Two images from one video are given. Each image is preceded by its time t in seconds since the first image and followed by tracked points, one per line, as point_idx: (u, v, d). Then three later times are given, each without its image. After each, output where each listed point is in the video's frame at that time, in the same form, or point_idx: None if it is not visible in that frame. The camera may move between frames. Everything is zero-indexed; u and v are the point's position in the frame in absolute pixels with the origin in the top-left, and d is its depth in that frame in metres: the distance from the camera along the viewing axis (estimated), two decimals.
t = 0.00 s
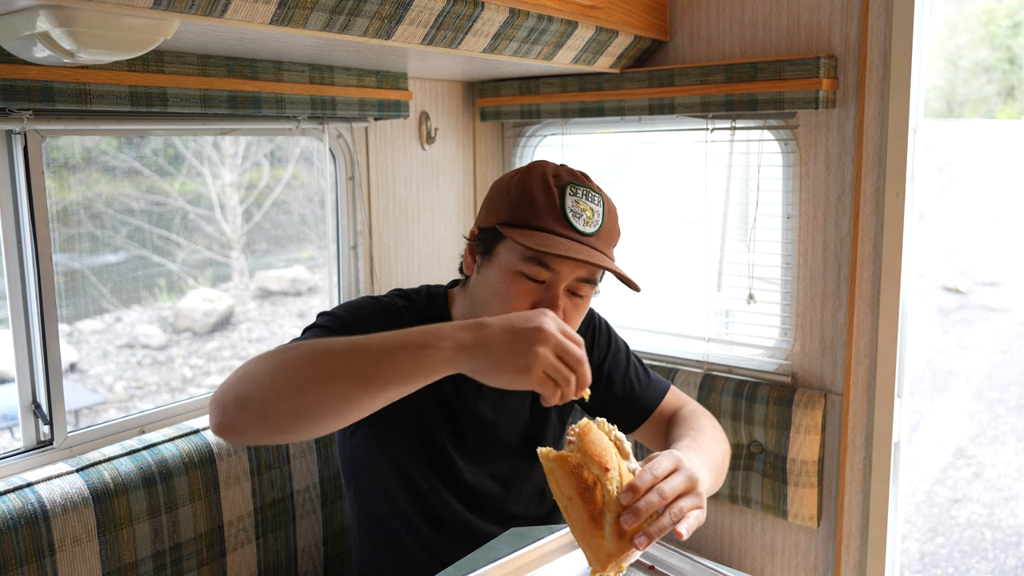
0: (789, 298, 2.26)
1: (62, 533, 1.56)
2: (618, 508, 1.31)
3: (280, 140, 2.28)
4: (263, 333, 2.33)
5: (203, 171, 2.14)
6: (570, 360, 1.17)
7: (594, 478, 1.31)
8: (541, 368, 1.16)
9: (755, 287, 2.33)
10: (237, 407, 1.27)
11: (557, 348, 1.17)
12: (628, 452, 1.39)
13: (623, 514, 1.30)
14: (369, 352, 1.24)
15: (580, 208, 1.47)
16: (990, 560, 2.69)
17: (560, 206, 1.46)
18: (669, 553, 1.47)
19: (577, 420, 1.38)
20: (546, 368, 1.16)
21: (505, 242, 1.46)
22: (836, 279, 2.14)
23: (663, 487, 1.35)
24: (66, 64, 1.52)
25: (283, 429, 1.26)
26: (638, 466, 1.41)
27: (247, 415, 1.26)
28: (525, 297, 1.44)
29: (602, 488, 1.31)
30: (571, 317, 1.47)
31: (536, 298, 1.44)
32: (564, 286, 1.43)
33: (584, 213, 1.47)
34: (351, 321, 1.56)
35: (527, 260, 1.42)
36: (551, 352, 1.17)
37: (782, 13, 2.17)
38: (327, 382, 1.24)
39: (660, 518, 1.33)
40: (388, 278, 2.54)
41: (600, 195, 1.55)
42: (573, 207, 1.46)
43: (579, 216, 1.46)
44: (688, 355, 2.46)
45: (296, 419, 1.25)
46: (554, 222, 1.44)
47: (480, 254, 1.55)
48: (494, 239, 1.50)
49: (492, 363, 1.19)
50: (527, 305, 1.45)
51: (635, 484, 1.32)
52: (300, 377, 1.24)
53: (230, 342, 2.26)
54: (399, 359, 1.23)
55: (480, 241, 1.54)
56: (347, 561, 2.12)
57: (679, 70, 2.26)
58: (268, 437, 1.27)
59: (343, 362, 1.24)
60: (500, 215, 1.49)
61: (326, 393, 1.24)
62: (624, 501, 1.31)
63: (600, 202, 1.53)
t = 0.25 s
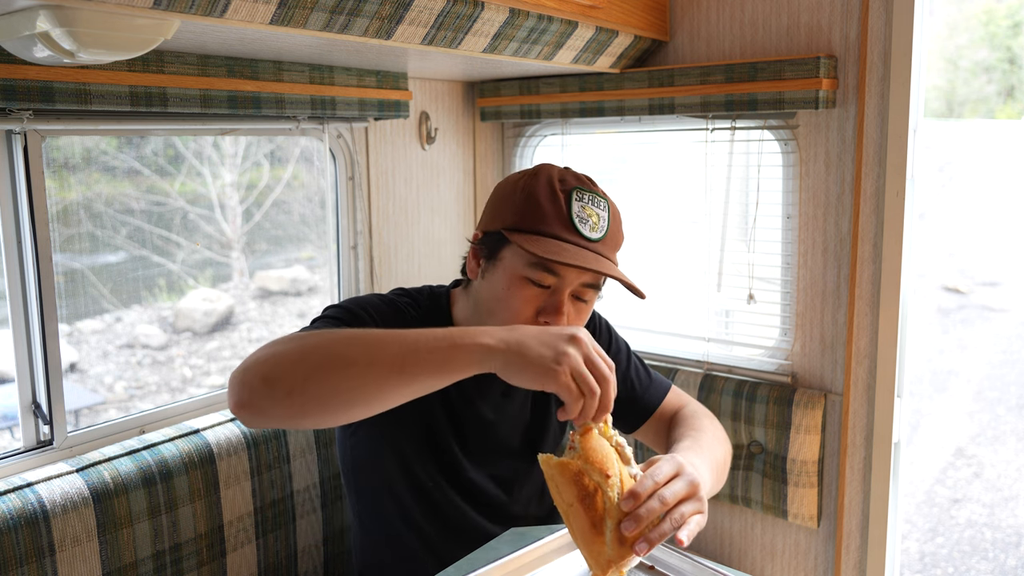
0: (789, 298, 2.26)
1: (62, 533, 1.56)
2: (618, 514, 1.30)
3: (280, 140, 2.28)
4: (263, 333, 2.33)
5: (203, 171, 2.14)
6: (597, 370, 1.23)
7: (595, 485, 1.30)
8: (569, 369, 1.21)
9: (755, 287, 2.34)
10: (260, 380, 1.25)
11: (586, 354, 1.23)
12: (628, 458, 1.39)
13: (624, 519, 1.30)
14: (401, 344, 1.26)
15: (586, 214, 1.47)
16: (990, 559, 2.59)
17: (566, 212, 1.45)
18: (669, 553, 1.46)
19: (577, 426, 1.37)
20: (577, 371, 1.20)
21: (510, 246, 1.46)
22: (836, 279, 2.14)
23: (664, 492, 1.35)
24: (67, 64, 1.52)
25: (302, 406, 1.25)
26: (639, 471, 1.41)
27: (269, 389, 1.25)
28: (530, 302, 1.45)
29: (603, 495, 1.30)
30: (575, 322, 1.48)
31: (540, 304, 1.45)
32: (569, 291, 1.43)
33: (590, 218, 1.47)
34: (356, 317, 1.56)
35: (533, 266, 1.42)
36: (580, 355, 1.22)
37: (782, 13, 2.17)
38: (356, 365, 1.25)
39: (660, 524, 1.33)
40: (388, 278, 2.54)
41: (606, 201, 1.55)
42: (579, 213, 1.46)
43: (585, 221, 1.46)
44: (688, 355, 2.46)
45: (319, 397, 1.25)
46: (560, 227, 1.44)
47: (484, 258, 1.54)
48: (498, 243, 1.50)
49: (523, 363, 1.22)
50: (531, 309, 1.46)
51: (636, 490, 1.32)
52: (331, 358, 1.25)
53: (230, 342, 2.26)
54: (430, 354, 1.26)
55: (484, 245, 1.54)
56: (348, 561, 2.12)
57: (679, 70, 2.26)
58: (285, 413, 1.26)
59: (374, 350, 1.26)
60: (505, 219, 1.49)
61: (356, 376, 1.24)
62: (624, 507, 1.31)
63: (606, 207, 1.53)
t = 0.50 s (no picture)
0: (789, 298, 2.26)
1: (62, 533, 1.56)
2: (620, 519, 1.30)
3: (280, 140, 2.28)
4: (263, 333, 2.33)
5: (203, 171, 2.14)
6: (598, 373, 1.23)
7: (596, 489, 1.30)
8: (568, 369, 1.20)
9: (755, 287, 2.34)
10: (261, 377, 1.26)
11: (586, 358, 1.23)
12: (631, 460, 1.39)
13: (625, 523, 1.30)
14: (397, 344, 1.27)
15: (591, 221, 1.47)
16: (990, 559, 2.52)
17: (570, 219, 1.46)
18: (668, 553, 1.46)
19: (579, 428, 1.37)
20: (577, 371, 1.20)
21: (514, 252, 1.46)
22: (836, 279, 2.14)
23: (666, 496, 1.35)
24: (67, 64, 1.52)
25: (302, 402, 1.25)
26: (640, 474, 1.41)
27: (269, 385, 1.25)
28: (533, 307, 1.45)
29: (605, 499, 1.30)
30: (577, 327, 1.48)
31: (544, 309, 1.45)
32: (572, 297, 1.43)
33: (595, 225, 1.47)
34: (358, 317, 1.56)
35: (538, 272, 1.42)
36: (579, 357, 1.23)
37: (782, 14, 2.17)
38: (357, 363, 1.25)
39: (662, 528, 1.33)
40: (388, 278, 2.54)
41: (610, 206, 1.55)
42: (585, 220, 1.47)
43: (590, 228, 1.46)
44: (688, 355, 2.46)
45: (319, 393, 1.25)
46: (565, 234, 1.44)
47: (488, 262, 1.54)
48: (502, 247, 1.50)
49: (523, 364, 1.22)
50: (534, 315, 1.46)
51: (637, 494, 1.32)
52: (332, 355, 1.26)
53: (230, 342, 2.26)
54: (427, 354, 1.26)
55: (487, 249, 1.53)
56: (348, 561, 2.12)
57: (679, 70, 2.26)
58: (285, 409, 1.26)
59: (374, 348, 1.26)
60: (510, 223, 1.48)
61: (358, 374, 1.25)
62: (626, 511, 1.30)
63: (610, 213, 1.53)
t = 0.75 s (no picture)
0: (789, 298, 2.26)
1: (62, 534, 1.56)
2: (621, 520, 1.30)
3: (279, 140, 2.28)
4: (263, 333, 2.33)
5: (203, 171, 2.14)
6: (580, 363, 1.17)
7: (597, 490, 1.30)
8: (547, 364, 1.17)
9: (755, 287, 2.34)
10: (246, 390, 1.27)
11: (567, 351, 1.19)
12: (632, 461, 1.38)
13: (627, 524, 1.30)
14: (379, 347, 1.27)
15: (586, 220, 1.47)
16: (990, 559, 2.53)
17: (565, 219, 1.45)
18: (668, 553, 1.46)
19: (579, 430, 1.36)
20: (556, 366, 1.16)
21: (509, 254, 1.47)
22: (836, 279, 2.14)
23: (667, 497, 1.35)
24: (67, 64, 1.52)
25: (289, 412, 1.26)
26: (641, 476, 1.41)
27: (255, 398, 1.26)
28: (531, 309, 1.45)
29: (606, 500, 1.30)
30: (577, 327, 1.48)
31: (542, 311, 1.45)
32: (570, 297, 1.43)
33: (590, 225, 1.47)
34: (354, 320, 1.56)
35: (534, 274, 1.42)
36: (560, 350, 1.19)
37: (782, 13, 2.17)
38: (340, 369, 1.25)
39: (663, 529, 1.33)
40: (388, 278, 2.54)
41: (607, 204, 1.54)
42: (580, 220, 1.46)
43: (586, 228, 1.46)
44: (688, 355, 2.46)
45: (305, 402, 1.25)
46: (560, 235, 1.44)
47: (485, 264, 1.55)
48: (498, 250, 1.50)
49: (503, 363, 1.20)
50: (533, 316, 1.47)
51: (638, 495, 1.32)
52: (316, 361, 1.26)
53: (230, 342, 2.26)
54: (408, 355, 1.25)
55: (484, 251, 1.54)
56: (348, 561, 2.12)
57: (679, 70, 2.26)
58: (272, 420, 1.27)
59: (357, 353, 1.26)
60: (506, 226, 1.49)
61: (341, 380, 1.25)
62: (628, 512, 1.31)
63: (607, 211, 1.52)
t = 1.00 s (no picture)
0: (789, 298, 2.26)
1: (62, 533, 1.56)
2: (627, 518, 1.30)
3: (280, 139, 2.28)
4: (263, 333, 2.33)
5: (203, 171, 2.14)
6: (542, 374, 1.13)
7: (603, 488, 1.30)
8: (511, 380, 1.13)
9: (755, 287, 2.34)
10: (224, 427, 1.26)
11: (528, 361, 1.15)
12: (635, 459, 1.39)
13: (633, 522, 1.30)
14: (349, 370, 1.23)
15: (574, 212, 1.48)
16: (990, 559, 2.51)
17: (553, 213, 1.46)
18: (668, 553, 1.46)
19: (584, 428, 1.36)
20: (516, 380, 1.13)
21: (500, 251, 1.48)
22: (836, 279, 2.14)
23: (672, 495, 1.35)
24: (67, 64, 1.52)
25: (267, 447, 1.24)
26: (646, 473, 1.41)
27: (233, 434, 1.25)
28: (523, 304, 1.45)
29: (612, 499, 1.30)
30: (570, 324, 1.47)
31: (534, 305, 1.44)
32: (561, 291, 1.43)
33: (579, 217, 1.48)
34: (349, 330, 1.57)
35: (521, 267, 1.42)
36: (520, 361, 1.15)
37: (782, 13, 2.17)
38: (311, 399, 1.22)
39: (669, 526, 1.33)
40: (389, 278, 2.54)
41: (598, 197, 1.54)
42: (567, 211, 1.47)
43: (573, 219, 1.47)
44: (687, 355, 2.46)
45: (281, 435, 1.23)
46: (547, 227, 1.46)
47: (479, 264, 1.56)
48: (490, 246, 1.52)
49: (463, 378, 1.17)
50: (525, 312, 1.46)
51: (644, 493, 1.32)
52: (284, 401, 1.23)
53: (230, 342, 2.26)
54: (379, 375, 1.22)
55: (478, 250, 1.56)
56: (348, 561, 2.12)
57: (679, 70, 2.26)
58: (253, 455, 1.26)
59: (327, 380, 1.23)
60: (496, 222, 1.50)
61: (312, 416, 1.22)
62: (633, 511, 1.31)
63: (597, 204, 1.52)
